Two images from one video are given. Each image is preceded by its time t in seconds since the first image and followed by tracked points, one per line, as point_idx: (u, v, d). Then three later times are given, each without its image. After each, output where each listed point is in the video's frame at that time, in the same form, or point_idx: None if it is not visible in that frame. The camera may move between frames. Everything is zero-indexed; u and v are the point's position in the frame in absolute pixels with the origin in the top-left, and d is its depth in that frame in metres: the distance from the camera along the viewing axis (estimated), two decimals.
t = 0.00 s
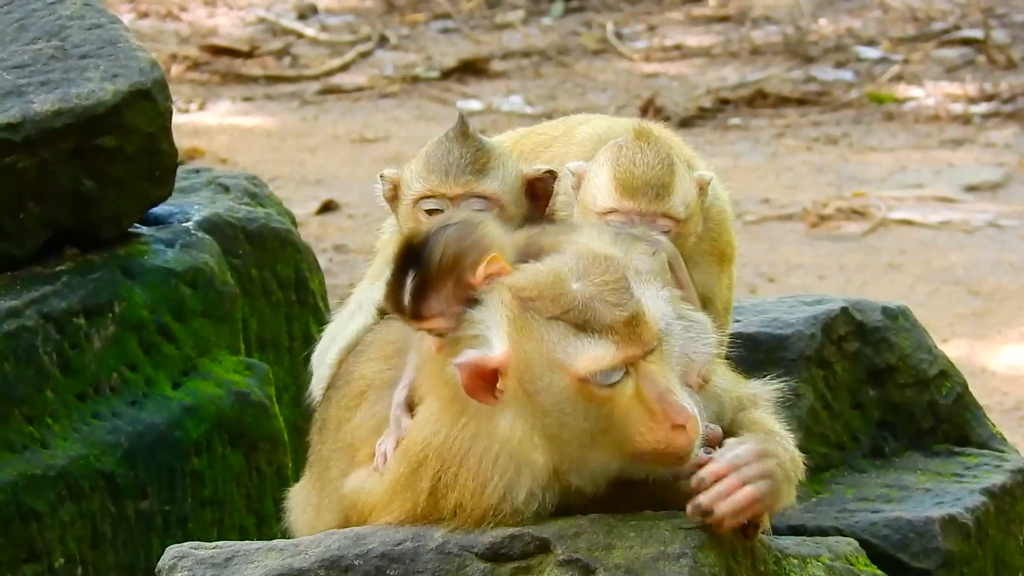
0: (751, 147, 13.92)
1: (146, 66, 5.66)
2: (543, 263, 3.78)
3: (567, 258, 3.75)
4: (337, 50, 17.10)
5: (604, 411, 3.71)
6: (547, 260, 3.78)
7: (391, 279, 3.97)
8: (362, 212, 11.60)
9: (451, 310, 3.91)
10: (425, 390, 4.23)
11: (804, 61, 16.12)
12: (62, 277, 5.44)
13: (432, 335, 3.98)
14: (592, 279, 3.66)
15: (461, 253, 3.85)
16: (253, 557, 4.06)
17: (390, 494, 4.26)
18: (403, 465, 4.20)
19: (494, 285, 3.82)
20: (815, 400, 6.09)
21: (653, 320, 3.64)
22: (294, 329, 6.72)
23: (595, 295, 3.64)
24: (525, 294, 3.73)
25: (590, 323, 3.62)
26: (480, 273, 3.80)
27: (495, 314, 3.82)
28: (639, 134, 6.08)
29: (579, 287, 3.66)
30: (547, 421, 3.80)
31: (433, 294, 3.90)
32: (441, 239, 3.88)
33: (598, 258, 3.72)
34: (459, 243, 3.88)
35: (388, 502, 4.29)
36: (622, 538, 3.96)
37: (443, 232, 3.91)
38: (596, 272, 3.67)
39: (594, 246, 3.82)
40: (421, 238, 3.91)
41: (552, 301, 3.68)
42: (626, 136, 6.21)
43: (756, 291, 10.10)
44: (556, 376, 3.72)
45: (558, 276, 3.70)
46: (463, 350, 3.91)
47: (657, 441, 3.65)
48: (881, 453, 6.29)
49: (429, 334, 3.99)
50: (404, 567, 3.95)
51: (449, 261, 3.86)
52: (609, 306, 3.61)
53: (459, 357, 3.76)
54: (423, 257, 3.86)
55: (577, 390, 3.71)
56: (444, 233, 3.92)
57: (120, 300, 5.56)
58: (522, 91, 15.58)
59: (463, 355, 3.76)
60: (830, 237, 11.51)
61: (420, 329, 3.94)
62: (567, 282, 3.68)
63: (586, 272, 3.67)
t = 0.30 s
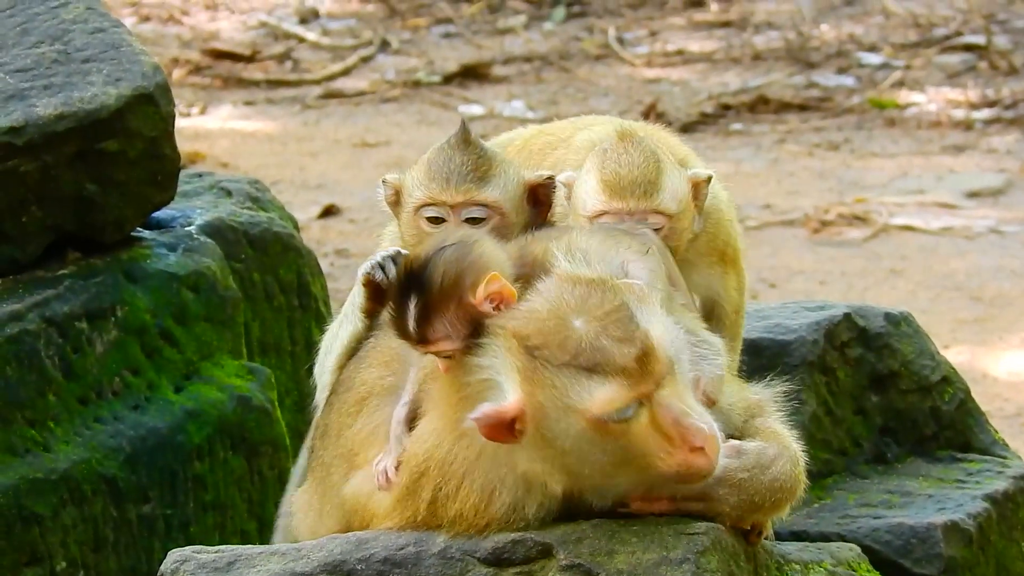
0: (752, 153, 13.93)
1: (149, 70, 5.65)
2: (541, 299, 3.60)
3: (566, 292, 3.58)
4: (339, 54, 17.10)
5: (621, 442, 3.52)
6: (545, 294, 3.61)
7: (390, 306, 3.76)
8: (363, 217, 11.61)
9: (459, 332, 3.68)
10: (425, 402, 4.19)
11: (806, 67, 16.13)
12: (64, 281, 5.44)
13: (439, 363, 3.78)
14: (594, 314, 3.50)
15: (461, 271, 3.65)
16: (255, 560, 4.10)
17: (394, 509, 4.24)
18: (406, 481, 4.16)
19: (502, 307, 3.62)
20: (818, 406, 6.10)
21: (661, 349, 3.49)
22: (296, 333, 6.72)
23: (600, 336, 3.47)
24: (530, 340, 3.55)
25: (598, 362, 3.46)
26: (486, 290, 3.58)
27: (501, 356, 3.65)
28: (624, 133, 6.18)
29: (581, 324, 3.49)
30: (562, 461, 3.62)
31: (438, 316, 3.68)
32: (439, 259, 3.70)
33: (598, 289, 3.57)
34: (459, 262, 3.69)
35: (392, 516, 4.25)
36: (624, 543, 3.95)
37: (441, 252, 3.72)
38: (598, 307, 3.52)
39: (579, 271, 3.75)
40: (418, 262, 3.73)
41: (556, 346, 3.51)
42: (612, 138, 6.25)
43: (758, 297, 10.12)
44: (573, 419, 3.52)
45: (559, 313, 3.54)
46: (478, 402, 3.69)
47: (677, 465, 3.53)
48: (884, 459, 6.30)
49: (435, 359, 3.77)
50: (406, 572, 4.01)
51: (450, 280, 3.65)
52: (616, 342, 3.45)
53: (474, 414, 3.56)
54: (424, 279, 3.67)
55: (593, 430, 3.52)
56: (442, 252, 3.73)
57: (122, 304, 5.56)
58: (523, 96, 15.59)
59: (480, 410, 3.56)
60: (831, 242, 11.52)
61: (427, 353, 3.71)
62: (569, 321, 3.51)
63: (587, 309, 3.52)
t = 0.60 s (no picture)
0: (753, 153, 13.94)
1: (152, 71, 5.65)
2: (553, 322, 3.64)
3: (579, 317, 3.60)
4: (339, 55, 17.10)
5: (617, 469, 3.71)
6: (558, 316, 3.64)
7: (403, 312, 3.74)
8: (365, 218, 11.61)
9: (474, 340, 3.73)
10: (431, 406, 4.08)
11: (807, 67, 16.15)
12: (67, 282, 5.43)
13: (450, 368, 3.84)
14: (606, 345, 3.52)
15: (476, 279, 3.66)
16: (260, 561, 4.10)
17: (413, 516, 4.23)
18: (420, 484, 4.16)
19: (515, 315, 3.68)
20: (822, 407, 6.11)
21: (668, 385, 3.54)
22: (299, 334, 6.72)
23: (611, 371, 3.50)
24: (540, 366, 3.61)
25: (605, 397, 3.51)
26: (498, 297, 3.64)
27: (510, 377, 3.73)
28: (626, 100, 6.06)
29: (592, 355, 3.52)
30: (561, 481, 3.76)
31: (453, 325, 3.72)
32: (452, 267, 3.68)
33: (612, 316, 3.58)
34: (471, 272, 3.69)
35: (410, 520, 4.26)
36: (628, 544, 3.96)
37: (452, 261, 3.69)
38: (610, 337, 3.53)
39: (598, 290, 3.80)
40: (430, 268, 3.70)
41: (565, 377, 3.56)
42: (614, 103, 6.11)
43: (760, 297, 10.13)
44: (571, 451, 3.65)
45: (571, 340, 3.57)
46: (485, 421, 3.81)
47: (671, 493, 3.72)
48: (888, 459, 6.33)
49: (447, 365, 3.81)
50: (410, 573, 4.03)
51: (467, 291, 3.66)
52: (624, 380, 3.48)
53: (480, 434, 3.67)
54: (440, 290, 3.65)
55: (593, 457, 3.66)
56: (453, 260, 3.70)
57: (125, 305, 5.56)
58: (524, 96, 15.60)
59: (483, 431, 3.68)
60: (832, 242, 11.54)
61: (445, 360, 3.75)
62: (579, 350, 3.55)
63: (599, 339, 3.53)
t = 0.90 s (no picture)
0: (765, 151, 13.94)
1: (165, 69, 5.66)
2: (565, 330, 3.67)
3: (595, 325, 3.63)
4: (351, 53, 17.11)
5: (624, 478, 3.76)
6: (572, 324, 3.67)
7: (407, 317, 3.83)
8: (376, 216, 11.62)
9: (481, 344, 3.79)
10: (442, 405, 4.14)
11: (818, 65, 16.14)
12: (79, 280, 5.45)
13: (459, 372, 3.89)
14: (620, 356, 3.56)
15: (480, 284, 3.72)
16: (273, 560, 4.10)
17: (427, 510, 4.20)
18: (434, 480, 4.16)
19: (520, 319, 3.72)
20: (834, 406, 6.11)
21: (679, 397, 3.58)
22: (311, 333, 6.72)
23: (625, 382, 3.53)
24: (553, 373, 3.64)
25: (615, 408, 3.55)
26: (501, 302, 3.70)
27: (522, 382, 3.76)
28: (620, 99, 6.13)
29: (606, 365, 3.56)
30: (567, 487, 3.80)
31: (459, 329, 3.78)
32: (457, 271, 3.76)
33: (628, 326, 3.62)
34: (477, 276, 3.76)
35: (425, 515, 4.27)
36: (641, 542, 3.99)
37: (459, 266, 3.78)
38: (624, 348, 3.56)
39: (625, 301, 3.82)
40: (435, 273, 3.78)
41: (577, 385, 3.59)
42: (608, 102, 6.18)
43: (772, 296, 10.13)
44: (579, 459, 3.68)
45: (585, 348, 3.60)
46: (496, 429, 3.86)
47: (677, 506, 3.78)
48: (900, 457, 6.32)
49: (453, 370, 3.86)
50: (423, 570, 4.01)
51: (471, 295, 3.72)
52: (636, 393, 3.52)
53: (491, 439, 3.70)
54: (445, 295, 3.72)
55: (601, 466, 3.70)
56: (459, 265, 3.78)
57: (137, 303, 5.57)
58: (536, 95, 15.61)
59: (494, 435, 3.71)
60: (844, 241, 11.53)
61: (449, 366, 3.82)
62: (594, 358, 3.58)
63: (613, 348, 3.57)
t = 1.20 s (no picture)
0: (776, 148, 13.93)
1: (175, 65, 5.66)
2: (572, 334, 3.70)
3: (601, 328, 3.67)
4: (362, 49, 17.12)
5: (635, 478, 3.80)
6: (578, 327, 3.70)
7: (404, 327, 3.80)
8: (387, 212, 11.62)
9: (481, 352, 3.78)
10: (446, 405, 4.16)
11: (830, 61, 16.13)
12: (90, 277, 5.45)
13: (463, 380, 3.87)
14: (628, 359, 3.60)
15: (477, 291, 3.69)
16: (283, 556, 4.10)
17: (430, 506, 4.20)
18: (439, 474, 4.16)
19: (519, 323, 3.71)
20: (845, 402, 6.11)
21: (687, 396, 3.63)
22: (322, 329, 6.72)
23: (634, 385, 3.57)
24: (562, 378, 3.68)
25: (625, 410, 3.59)
26: (499, 308, 3.67)
27: (530, 387, 3.79)
28: (650, 90, 6.03)
29: (614, 368, 3.60)
30: (578, 489, 3.83)
31: (459, 340, 3.75)
32: (453, 279, 3.72)
33: (635, 327, 3.65)
34: (473, 282, 3.73)
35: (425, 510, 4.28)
36: (653, 538, 3.99)
37: (452, 273, 3.73)
38: (631, 350, 3.60)
39: (623, 293, 3.80)
40: (428, 282, 3.75)
41: (587, 390, 3.63)
42: (636, 94, 6.08)
43: (783, 292, 10.13)
44: (589, 461, 3.72)
45: (592, 352, 3.64)
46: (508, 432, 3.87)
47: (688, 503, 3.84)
48: (911, 454, 6.33)
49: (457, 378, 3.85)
50: (433, 567, 4.01)
51: (468, 303, 3.69)
52: (645, 394, 3.56)
53: (502, 445, 3.72)
54: (443, 305, 3.70)
55: (611, 467, 3.73)
56: (454, 272, 3.75)
57: (148, 299, 5.57)
58: (547, 91, 15.61)
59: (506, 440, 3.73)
60: (855, 237, 11.53)
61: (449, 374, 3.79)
62: (602, 362, 3.62)
63: (620, 351, 3.61)
